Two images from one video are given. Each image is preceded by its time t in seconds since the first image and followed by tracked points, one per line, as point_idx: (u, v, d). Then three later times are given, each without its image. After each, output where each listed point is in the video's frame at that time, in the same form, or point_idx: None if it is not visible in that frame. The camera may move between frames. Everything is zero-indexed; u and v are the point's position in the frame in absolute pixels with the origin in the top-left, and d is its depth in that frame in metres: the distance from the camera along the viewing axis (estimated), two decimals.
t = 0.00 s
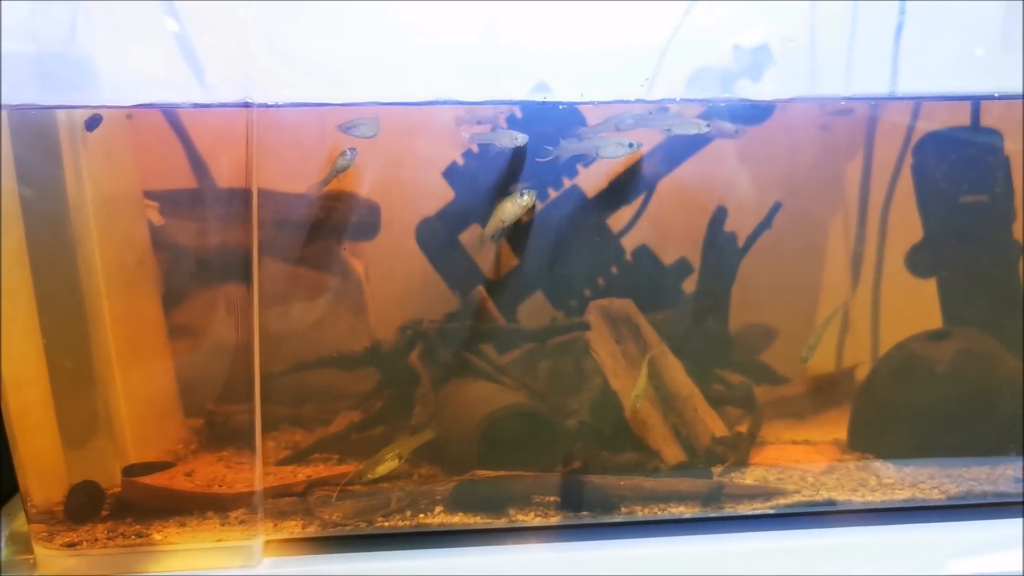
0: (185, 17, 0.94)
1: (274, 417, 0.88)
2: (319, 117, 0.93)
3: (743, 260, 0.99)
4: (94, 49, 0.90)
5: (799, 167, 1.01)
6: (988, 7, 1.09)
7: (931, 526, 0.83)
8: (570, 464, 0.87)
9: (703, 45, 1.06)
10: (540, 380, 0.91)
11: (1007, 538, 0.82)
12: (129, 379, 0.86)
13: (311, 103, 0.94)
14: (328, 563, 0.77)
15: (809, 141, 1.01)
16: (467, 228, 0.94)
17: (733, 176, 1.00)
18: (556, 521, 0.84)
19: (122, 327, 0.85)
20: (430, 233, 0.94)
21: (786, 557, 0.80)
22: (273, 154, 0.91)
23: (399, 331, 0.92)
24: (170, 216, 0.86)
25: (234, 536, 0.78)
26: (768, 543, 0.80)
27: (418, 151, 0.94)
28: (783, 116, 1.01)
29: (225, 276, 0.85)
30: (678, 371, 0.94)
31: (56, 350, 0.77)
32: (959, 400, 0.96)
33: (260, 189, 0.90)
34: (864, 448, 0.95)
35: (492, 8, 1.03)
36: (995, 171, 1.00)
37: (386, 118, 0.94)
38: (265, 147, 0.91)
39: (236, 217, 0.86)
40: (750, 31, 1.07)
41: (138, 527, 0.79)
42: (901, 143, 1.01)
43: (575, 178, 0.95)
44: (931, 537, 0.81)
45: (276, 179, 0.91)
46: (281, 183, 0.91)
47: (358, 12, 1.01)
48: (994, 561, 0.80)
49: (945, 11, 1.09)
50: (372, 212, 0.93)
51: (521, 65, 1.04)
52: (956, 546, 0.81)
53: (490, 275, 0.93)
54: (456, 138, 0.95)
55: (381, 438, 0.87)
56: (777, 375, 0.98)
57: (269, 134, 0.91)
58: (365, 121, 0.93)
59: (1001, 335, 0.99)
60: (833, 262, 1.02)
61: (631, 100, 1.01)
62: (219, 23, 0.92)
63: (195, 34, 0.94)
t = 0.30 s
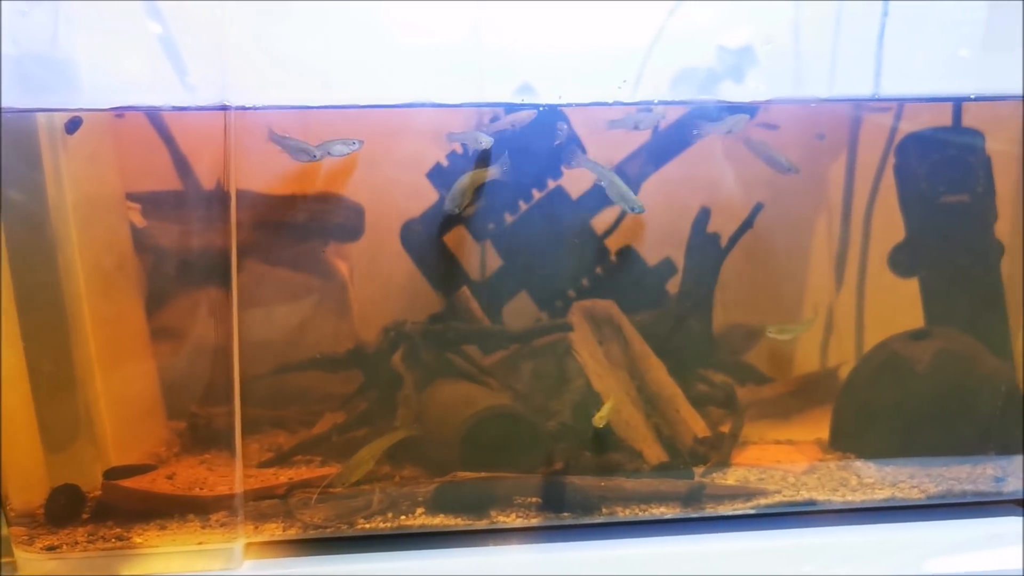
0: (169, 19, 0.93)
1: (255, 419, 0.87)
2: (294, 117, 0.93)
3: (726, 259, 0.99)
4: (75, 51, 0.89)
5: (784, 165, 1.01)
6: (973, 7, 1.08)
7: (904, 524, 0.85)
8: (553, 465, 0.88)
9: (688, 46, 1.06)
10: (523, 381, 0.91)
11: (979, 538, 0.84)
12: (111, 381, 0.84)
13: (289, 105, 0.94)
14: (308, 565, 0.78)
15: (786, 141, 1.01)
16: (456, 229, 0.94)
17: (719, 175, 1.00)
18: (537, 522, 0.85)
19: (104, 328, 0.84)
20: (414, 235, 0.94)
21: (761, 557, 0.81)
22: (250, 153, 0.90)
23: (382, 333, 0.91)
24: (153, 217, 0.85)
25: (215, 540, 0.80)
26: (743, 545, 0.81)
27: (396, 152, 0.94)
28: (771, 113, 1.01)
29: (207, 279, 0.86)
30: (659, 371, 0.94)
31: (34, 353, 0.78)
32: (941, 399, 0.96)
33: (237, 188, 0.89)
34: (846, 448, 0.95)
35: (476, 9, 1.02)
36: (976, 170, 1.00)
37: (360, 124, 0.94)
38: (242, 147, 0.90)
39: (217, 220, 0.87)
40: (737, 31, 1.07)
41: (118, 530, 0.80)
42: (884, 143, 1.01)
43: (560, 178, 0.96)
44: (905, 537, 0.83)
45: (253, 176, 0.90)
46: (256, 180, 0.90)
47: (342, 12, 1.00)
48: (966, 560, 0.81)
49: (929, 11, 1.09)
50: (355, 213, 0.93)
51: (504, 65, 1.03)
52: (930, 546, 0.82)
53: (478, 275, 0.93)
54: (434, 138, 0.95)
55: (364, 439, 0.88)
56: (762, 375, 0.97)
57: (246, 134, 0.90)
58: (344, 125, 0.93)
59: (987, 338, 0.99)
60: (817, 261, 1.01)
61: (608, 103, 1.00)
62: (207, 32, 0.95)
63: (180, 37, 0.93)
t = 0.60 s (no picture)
0: (148, 18, 0.95)
1: (231, 418, 0.87)
2: (269, 114, 0.91)
3: (704, 259, 0.99)
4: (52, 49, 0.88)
5: (768, 163, 1.01)
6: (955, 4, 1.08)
7: (886, 521, 0.85)
8: (532, 464, 0.88)
9: (672, 42, 1.06)
10: (504, 379, 0.91)
11: (957, 536, 0.83)
12: (88, 380, 0.85)
13: (263, 101, 0.93)
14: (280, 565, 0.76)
15: (778, 138, 1.01)
16: (433, 228, 0.94)
17: (702, 175, 1.00)
18: (516, 520, 0.84)
19: (81, 327, 0.84)
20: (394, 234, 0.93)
21: (737, 557, 0.79)
22: (225, 153, 0.89)
23: (362, 331, 0.91)
24: (131, 215, 0.85)
25: (191, 539, 0.79)
26: (719, 543, 0.81)
27: (371, 151, 0.94)
28: (763, 110, 1.01)
29: (184, 278, 0.86)
30: (642, 371, 0.94)
31: (10, 351, 0.76)
32: (919, 397, 0.96)
33: (214, 189, 0.88)
34: (824, 444, 0.96)
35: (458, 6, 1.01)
36: (957, 169, 0.99)
37: (339, 119, 0.93)
38: (218, 145, 0.89)
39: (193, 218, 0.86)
40: (720, 31, 1.08)
41: (94, 530, 0.79)
42: (865, 142, 1.02)
43: (541, 176, 0.97)
44: (885, 535, 0.82)
45: (230, 178, 0.89)
46: (233, 181, 0.88)
47: (326, 10, 1.00)
48: (950, 555, 0.80)
49: (911, 11, 1.09)
50: (336, 211, 0.92)
51: (491, 66, 1.03)
52: (907, 543, 0.81)
53: (462, 275, 0.93)
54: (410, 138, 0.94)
55: (343, 438, 0.88)
56: (742, 372, 0.98)
57: (222, 132, 0.90)
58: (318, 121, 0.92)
59: (964, 335, 0.98)
60: (801, 262, 1.01)
61: (586, 99, 1.00)
62: (187, 32, 0.96)
63: (160, 36, 0.95)
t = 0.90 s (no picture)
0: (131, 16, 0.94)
1: (214, 417, 0.86)
2: (255, 111, 0.91)
3: (691, 257, 0.99)
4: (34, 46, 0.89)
5: (755, 162, 1.01)
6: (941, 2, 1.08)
7: (865, 519, 0.85)
8: (516, 463, 0.88)
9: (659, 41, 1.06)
10: (488, 377, 0.90)
11: (937, 534, 0.83)
12: (69, 378, 0.85)
13: (247, 99, 0.93)
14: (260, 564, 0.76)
15: (761, 141, 1.01)
16: (422, 226, 0.93)
17: (689, 174, 1.00)
18: (498, 519, 0.84)
19: (61, 325, 0.84)
20: (379, 233, 0.92)
21: (718, 554, 0.80)
22: (207, 151, 0.89)
23: (346, 329, 0.90)
24: (114, 214, 0.85)
25: (170, 539, 0.78)
26: (700, 541, 0.81)
27: (353, 147, 0.93)
28: (744, 110, 1.01)
29: (165, 276, 0.86)
30: (626, 369, 0.94)
31: None
32: (904, 395, 0.96)
33: (193, 185, 0.87)
34: (810, 442, 0.96)
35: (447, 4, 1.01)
36: (940, 168, 1.00)
37: (321, 116, 0.93)
38: (198, 143, 0.88)
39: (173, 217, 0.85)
40: (705, 31, 1.08)
41: (73, 530, 0.78)
42: (850, 142, 1.02)
43: (528, 175, 0.96)
44: (864, 532, 0.82)
45: (211, 174, 0.88)
46: (215, 178, 0.88)
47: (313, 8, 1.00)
48: (929, 553, 0.80)
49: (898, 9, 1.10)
50: (322, 210, 0.92)
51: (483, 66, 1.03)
52: (887, 541, 0.81)
53: (446, 274, 0.93)
54: (393, 134, 0.94)
55: (327, 437, 0.87)
56: (728, 371, 0.98)
57: (203, 130, 0.89)
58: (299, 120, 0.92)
59: (947, 333, 0.99)
60: (787, 262, 1.01)
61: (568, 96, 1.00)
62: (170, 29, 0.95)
63: (145, 36, 0.94)
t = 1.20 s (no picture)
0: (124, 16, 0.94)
1: (206, 418, 0.86)
2: (248, 112, 0.91)
3: (685, 256, 0.98)
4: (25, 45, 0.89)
5: (748, 161, 1.00)
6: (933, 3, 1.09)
7: (852, 521, 0.87)
8: (509, 463, 0.88)
9: (654, 41, 1.07)
10: (482, 378, 0.90)
11: (924, 535, 0.84)
12: (60, 380, 0.84)
13: (240, 99, 0.93)
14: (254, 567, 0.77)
15: (750, 138, 1.01)
16: (416, 227, 0.93)
17: (683, 173, 1.00)
18: (491, 520, 0.85)
19: (53, 326, 0.84)
20: (372, 234, 0.92)
21: (709, 555, 0.80)
22: (196, 151, 0.88)
23: (339, 330, 0.90)
24: (106, 215, 0.85)
25: (163, 541, 0.79)
26: (692, 542, 0.82)
27: (345, 150, 0.92)
28: (724, 119, 1.00)
29: (157, 278, 0.86)
30: (619, 367, 0.94)
31: None
32: (895, 395, 0.97)
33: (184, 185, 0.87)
34: (802, 444, 0.96)
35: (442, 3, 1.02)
36: (933, 169, 1.00)
37: (309, 118, 0.92)
38: (188, 144, 0.88)
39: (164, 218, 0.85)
40: (701, 31, 1.08)
41: (65, 532, 0.78)
42: (843, 140, 1.02)
43: (523, 176, 0.95)
44: (853, 535, 0.83)
45: (202, 174, 0.88)
46: (205, 178, 0.88)
47: (308, 8, 1.01)
48: (916, 554, 0.81)
49: (890, 10, 1.11)
50: (315, 210, 0.91)
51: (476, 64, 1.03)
52: (875, 541, 0.82)
53: (439, 274, 0.93)
54: (381, 134, 0.93)
55: (320, 438, 0.87)
56: (720, 371, 0.98)
57: (193, 131, 0.88)
58: (289, 119, 0.91)
59: (939, 333, 0.98)
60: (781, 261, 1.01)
61: (558, 97, 0.99)
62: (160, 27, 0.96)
63: (137, 35, 0.94)
